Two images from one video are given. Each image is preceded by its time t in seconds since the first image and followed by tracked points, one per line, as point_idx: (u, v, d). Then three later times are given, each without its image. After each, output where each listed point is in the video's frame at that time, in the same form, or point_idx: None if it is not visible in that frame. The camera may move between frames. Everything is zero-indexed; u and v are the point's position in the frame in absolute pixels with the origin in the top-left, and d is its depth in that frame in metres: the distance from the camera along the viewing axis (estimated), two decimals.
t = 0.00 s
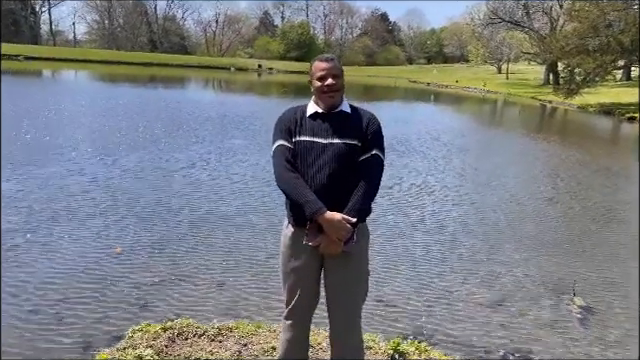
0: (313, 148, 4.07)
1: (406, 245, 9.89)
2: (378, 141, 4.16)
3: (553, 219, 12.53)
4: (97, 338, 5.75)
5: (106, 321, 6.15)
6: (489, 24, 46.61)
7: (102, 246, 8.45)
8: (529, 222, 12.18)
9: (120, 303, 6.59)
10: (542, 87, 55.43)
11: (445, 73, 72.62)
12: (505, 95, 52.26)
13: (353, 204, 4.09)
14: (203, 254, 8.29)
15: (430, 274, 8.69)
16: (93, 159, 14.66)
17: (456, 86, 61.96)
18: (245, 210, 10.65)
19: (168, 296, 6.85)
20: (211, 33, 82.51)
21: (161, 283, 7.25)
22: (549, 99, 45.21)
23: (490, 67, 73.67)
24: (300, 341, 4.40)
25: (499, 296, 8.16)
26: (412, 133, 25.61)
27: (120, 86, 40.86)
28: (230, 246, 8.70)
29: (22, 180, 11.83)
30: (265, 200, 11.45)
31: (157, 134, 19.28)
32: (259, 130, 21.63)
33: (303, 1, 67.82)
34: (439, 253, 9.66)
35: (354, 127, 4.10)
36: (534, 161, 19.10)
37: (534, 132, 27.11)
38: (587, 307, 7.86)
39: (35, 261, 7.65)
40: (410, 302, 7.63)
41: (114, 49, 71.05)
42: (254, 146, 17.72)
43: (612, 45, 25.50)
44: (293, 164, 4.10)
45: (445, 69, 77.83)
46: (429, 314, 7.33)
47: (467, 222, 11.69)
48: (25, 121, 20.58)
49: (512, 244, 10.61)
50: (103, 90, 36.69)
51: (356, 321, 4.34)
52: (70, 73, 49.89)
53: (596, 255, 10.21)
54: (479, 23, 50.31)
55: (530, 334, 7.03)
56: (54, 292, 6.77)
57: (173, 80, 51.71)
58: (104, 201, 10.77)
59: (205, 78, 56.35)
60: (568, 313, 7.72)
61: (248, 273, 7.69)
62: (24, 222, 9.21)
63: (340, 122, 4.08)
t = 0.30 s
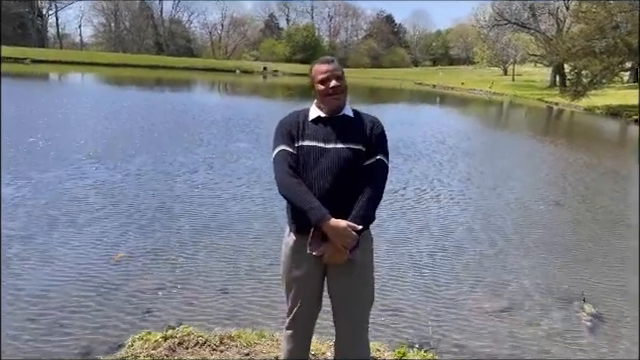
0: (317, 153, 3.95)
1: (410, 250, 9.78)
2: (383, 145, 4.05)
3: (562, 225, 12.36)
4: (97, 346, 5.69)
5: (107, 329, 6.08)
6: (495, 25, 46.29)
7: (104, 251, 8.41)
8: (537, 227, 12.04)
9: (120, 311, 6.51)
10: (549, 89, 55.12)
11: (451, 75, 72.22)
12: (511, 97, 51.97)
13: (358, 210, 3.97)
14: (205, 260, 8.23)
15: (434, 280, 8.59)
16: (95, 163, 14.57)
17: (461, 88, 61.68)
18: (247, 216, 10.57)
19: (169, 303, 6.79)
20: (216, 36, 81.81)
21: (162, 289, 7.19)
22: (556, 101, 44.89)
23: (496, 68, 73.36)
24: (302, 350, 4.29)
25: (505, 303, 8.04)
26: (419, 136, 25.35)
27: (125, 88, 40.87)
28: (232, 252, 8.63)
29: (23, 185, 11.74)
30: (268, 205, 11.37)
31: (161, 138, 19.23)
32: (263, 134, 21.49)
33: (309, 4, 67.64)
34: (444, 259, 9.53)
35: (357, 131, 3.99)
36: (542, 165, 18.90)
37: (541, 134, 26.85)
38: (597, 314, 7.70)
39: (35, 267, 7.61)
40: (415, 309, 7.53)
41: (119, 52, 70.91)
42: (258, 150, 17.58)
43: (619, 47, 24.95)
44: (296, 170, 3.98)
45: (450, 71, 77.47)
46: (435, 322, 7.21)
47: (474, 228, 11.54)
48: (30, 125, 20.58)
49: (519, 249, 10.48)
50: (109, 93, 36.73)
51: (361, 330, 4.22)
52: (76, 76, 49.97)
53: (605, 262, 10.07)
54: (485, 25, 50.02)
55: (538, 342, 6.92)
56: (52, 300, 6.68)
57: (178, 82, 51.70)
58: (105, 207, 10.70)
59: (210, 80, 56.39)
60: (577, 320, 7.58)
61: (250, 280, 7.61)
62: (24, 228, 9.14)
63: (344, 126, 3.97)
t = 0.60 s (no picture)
0: (318, 157, 3.88)
1: (417, 253, 9.71)
2: (384, 149, 3.98)
3: (571, 227, 12.23)
4: (99, 350, 5.66)
5: (109, 333, 6.06)
6: (504, 26, 46.12)
7: (106, 254, 8.40)
8: (545, 230, 11.91)
9: (122, 314, 6.49)
10: (557, 90, 54.79)
11: (459, 76, 72.09)
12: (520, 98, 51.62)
13: (360, 216, 3.90)
14: (206, 265, 8.19)
15: (438, 284, 8.50)
16: (102, 166, 14.67)
17: (469, 89, 61.48)
18: (252, 218, 10.56)
19: (171, 306, 6.77)
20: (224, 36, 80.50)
21: (163, 293, 7.17)
22: (565, 102, 44.49)
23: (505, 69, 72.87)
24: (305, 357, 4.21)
25: (512, 308, 7.93)
26: (426, 137, 25.38)
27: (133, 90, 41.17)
28: (233, 256, 8.59)
29: (31, 187, 11.86)
30: (274, 208, 11.35)
31: (168, 140, 19.27)
32: (270, 135, 21.63)
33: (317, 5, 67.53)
34: (450, 263, 9.46)
35: (358, 134, 3.91)
36: (550, 166, 18.80)
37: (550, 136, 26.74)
38: (606, 320, 7.57)
39: (40, 270, 7.63)
40: (419, 314, 7.45)
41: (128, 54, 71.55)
42: (265, 152, 17.66)
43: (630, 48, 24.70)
44: (297, 174, 3.90)
45: (458, 71, 77.03)
46: (440, 327, 7.13)
47: (481, 231, 11.44)
48: (38, 126, 20.73)
49: (526, 253, 10.37)
50: (117, 94, 36.96)
51: (364, 336, 4.15)
52: (85, 78, 50.38)
53: (615, 266, 9.92)
54: (494, 25, 49.68)
55: (545, 348, 6.81)
56: (55, 303, 6.69)
57: (186, 84, 51.97)
58: (111, 209, 10.73)
59: (218, 82, 56.52)
60: (585, 326, 7.45)
61: (254, 283, 7.58)
62: (30, 230, 9.20)
63: (345, 130, 3.91)
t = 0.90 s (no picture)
0: (316, 158, 3.85)
1: (421, 254, 9.71)
2: (384, 150, 3.95)
3: (579, 228, 12.15)
4: (101, 351, 5.72)
5: (111, 334, 6.11)
6: (512, 25, 45.80)
7: (108, 255, 8.47)
8: (551, 231, 11.83)
9: (125, 316, 6.55)
10: (566, 89, 54.36)
11: (467, 76, 71.79)
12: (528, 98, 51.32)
13: (359, 217, 3.87)
14: (208, 266, 8.21)
15: (441, 285, 8.47)
16: (109, 166, 14.81)
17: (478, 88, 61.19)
18: (257, 220, 10.60)
19: (172, 309, 6.81)
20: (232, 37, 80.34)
21: (164, 295, 7.22)
22: (574, 102, 44.20)
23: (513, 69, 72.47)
24: None
25: (518, 309, 7.88)
26: (433, 137, 25.39)
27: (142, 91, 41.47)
28: (236, 258, 8.60)
29: (37, 188, 12.02)
30: (278, 209, 11.38)
31: (175, 140, 19.36)
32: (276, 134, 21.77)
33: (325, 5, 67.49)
34: (455, 264, 9.43)
35: (356, 135, 3.88)
36: (558, 167, 18.70)
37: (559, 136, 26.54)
38: (613, 322, 7.53)
39: (46, 270, 7.74)
40: (422, 315, 7.41)
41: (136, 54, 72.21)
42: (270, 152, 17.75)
43: None
44: (295, 176, 3.88)
45: (466, 71, 76.74)
46: (443, 328, 7.10)
47: (486, 233, 11.39)
48: (46, 126, 20.97)
49: (532, 254, 10.30)
50: (126, 94, 37.24)
51: (363, 340, 4.11)
52: (94, 78, 50.85)
53: (624, 267, 9.83)
54: (502, 25, 49.41)
55: (549, 351, 6.76)
56: (59, 303, 6.77)
57: (194, 84, 52.25)
58: (116, 210, 10.83)
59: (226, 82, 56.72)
60: (591, 328, 7.40)
61: (257, 285, 7.61)
62: (36, 231, 9.33)
63: (343, 132, 3.87)
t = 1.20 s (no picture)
0: (309, 160, 3.79)
1: (428, 255, 9.65)
2: (379, 151, 3.87)
3: (593, 229, 11.96)
4: (101, 350, 5.79)
5: (112, 332, 6.18)
6: (528, 23, 45.20)
7: (113, 254, 8.55)
8: (562, 232, 11.65)
9: (128, 315, 6.61)
10: (583, 87, 53.49)
11: (482, 74, 71.02)
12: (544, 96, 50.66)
13: (354, 219, 3.80)
14: (212, 266, 8.24)
15: (446, 287, 8.39)
16: (120, 165, 14.97)
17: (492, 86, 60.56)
18: (264, 220, 10.62)
19: (174, 308, 6.87)
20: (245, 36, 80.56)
21: (167, 294, 7.27)
22: (590, 100, 43.52)
23: (529, 66, 71.63)
24: None
25: (524, 311, 7.75)
26: (447, 136, 25.18)
27: (156, 89, 41.82)
28: (240, 259, 8.61)
29: (49, 186, 12.22)
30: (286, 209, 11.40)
31: (186, 140, 19.46)
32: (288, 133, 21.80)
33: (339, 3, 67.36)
34: (462, 264, 9.36)
35: (351, 136, 3.81)
36: (574, 166, 18.40)
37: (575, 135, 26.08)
38: (623, 326, 7.35)
39: (53, 267, 7.88)
40: (427, 316, 7.34)
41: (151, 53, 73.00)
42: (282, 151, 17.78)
43: None
44: (288, 178, 3.82)
45: (480, 69, 76.04)
46: (448, 330, 7.02)
47: (496, 233, 11.26)
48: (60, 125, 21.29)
49: (542, 256, 10.14)
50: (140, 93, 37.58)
51: (359, 346, 4.02)
52: (110, 77, 51.43)
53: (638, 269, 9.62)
54: (517, 22, 48.84)
55: (554, 354, 6.64)
56: (64, 300, 6.88)
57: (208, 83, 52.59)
58: (124, 208, 10.96)
59: (239, 80, 56.90)
60: (601, 332, 7.23)
61: (261, 285, 7.65)
62: (46, 228, 9.50)
63: (337, 132, 3.80)
